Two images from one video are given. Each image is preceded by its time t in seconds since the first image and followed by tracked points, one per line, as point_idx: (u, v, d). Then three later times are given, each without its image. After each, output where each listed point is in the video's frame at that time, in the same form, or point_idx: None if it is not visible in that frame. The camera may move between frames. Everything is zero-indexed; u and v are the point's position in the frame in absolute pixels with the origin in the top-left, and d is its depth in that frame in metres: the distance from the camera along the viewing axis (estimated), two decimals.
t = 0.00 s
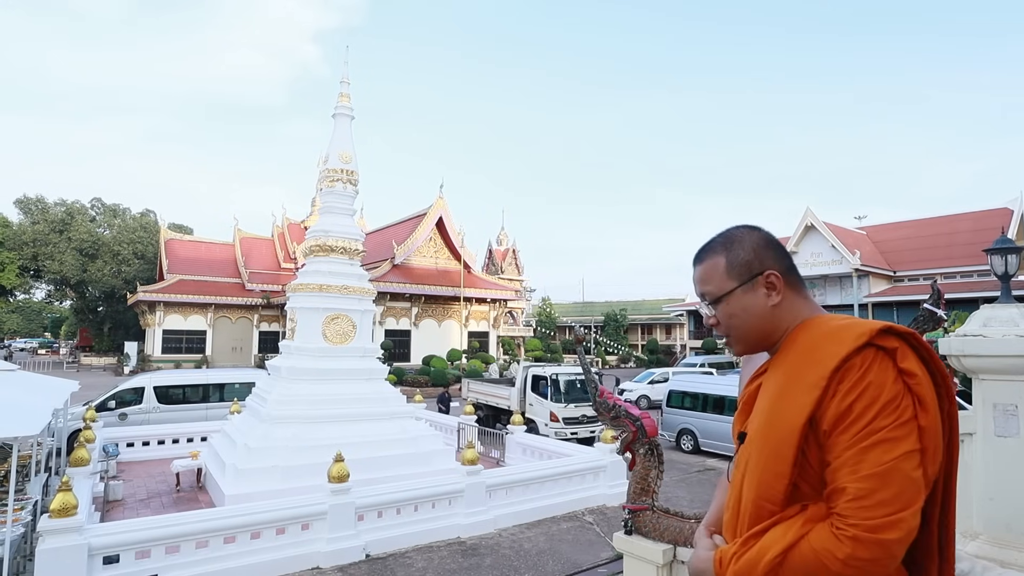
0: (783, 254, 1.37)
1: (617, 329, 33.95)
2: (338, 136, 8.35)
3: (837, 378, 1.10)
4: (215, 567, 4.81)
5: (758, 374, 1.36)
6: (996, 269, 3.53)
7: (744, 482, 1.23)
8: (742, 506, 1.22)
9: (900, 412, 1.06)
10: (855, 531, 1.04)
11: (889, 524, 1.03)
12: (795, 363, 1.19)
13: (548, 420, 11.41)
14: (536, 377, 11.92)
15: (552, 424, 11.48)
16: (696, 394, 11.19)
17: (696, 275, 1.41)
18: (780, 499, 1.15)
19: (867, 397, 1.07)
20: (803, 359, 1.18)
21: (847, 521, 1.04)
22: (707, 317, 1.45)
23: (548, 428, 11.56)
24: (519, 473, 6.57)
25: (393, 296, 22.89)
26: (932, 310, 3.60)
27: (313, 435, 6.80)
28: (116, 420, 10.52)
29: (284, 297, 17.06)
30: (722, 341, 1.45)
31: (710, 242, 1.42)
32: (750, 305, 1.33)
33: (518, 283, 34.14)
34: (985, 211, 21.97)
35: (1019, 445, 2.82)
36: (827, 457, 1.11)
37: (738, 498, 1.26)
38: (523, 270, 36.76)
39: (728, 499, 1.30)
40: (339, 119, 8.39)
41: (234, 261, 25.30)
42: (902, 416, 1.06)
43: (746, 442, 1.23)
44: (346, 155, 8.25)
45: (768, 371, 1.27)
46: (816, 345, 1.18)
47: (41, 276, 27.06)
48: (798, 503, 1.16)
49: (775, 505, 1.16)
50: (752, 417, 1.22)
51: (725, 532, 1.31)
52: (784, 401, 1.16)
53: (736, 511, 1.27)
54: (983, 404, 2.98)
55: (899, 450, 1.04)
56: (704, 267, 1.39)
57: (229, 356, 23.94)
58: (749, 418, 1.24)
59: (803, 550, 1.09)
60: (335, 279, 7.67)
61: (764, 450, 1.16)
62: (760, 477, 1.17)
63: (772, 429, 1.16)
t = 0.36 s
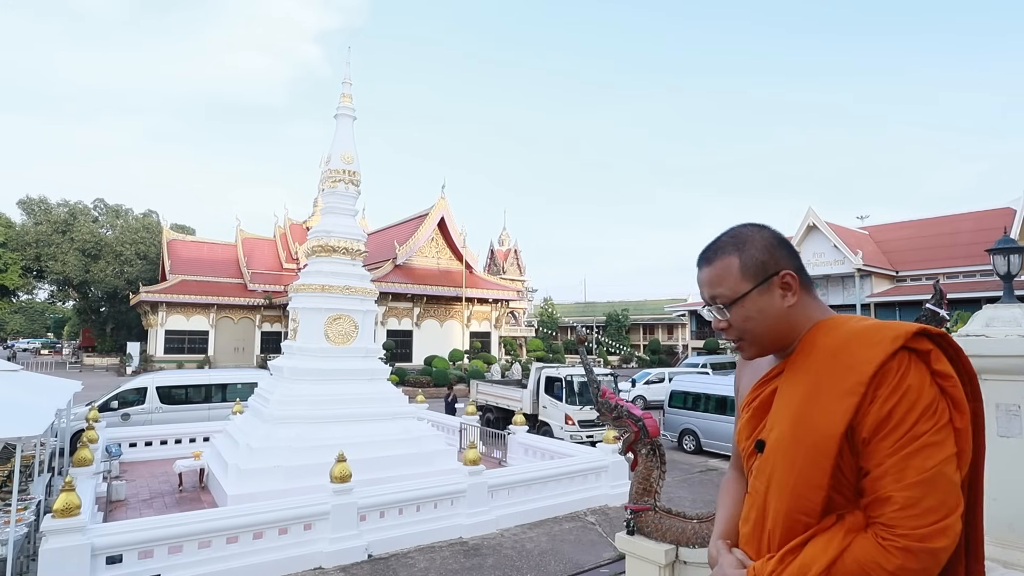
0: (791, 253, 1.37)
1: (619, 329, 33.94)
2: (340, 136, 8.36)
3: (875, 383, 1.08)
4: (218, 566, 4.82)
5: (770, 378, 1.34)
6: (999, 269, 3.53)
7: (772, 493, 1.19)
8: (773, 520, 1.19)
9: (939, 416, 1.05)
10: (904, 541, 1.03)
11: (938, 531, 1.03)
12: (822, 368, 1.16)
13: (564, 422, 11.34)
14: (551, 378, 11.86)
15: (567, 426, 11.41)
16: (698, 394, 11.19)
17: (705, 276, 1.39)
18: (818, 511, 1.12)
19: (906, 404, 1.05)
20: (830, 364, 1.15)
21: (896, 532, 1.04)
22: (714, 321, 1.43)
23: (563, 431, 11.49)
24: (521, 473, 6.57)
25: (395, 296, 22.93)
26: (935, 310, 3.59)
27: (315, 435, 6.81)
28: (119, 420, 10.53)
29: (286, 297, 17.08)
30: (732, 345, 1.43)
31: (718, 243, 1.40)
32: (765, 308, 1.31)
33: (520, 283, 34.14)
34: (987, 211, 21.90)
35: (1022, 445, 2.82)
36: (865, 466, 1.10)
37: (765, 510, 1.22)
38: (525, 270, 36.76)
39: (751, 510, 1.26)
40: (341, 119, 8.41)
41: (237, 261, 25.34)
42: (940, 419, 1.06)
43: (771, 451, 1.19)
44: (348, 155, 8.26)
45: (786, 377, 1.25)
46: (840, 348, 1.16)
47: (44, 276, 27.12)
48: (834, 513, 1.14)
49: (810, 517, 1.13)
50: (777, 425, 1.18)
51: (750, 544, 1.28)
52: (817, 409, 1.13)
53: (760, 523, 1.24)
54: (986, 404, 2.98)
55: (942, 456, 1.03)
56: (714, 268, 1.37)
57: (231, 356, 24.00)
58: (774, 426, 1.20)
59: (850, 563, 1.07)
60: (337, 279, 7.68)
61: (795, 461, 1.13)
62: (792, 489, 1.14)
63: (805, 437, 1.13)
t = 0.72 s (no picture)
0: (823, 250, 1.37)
1: (620, 330, 33.94)
2: (341, 137, 8.37)
3: (918, 388, 1.07)
4: (219, 567, 4.82)
5: (792, 378, 1.32)
6: (1001, 269, 3.52)
7: (797, 497, 1.18)
8: (799, 526, 1.18)
9: (979, 424, 1.06)
10: (941, 549, 1.04)
11: (975, 540, 1.03)
12: (855, 372, 1.16)
13: (581, 426, 11.31)
14: (568, 382, 11.82)
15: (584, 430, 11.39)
16: (699, 395, 11.19)
17: (739, 269, 1.36)
18: (850, 517, 1.12)
19: (949, 411, 1.05)
20: (865, 368, 1.14)
21: (932, 541, 1.04)
22: (740, 316, 1.40)
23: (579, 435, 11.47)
24: (522, 474, 6.57)
25: (396, 297, 22.93)
26: (936, 310, 3.59)
27: (316, 436, 6.81)
28: (120, 421, 10.53)
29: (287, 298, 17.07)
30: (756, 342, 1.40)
31: (751, 235, 1.38)
32: (801, 304, 1.30)
33: (521, 284, 34.14)
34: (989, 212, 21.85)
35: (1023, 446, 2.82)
36: (900, 472, 1.09)
37: (788, 515, 1.21)
38: (526, 271, 36.76)
39: (771, 515, 1.25)
40: (342, 120, 8.42)
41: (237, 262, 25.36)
42: (979, 427, 1.06)
43: (800, 455, 1.18)
44: (349, 156, 8.26)
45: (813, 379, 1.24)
46: (875, 353, 1.16)
47: (45, 278, 27.16)
48: (862, 519, 1.13)
49: (840, 523, 1.13)
50: (807, 428, 1.17)
51: (767, 548, 1.27)
52: (854, 414, 1.12)
53: (781, 528, 1.23)
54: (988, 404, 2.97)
55: (982, 464, 1.04)
56: (750, 259, 1.34)
57: (232, 357, 24.03)
58: (801, 429, 1.19)
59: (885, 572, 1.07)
60: (338, 280, 7.69)
61: (829, 466, 1.12)
62: (824, 495, 1.13)
63: (840, 442, 1.12)
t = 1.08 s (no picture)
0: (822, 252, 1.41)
1: (620, 331, 33.93)
2: (340, 139, 8.38)
3: (904, 382, 1.11)
4: (219, 570, 4.80)
5: (771, 372, 1.33)
6: (1001, 271, 3.52)
7: (786, 491, 1.17)
8: (788, 520, 1.17)
9: (953, 417, 1.11)
10: (927, 535, 1.07)
11: (956, 525, 1.08)
12: (841, 366, 1.18)
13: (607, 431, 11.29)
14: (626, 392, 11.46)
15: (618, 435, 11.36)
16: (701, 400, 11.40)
17: (746, 246, 1.37)
18: (839, 509, 1.13)
19: (931, 404, 1.09)
20: (853, 362, 1.17)
21: (919, 528, 1.07)
22: (732, 295, 1.40)
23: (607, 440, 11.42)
24: (522, 476, 6.56)
25: (396, 299, 22.93)
26: (936, 311, 3.58)
27: (316, 438, 6.80)
28: (119, 424, 10.52)
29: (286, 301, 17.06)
30: (742, 326, 1.40)
31: (761, 219, 1.40)
32: (799, 291, 1.32)
33: (520, 286, 34.14)
34: (988, 213, 21.84)
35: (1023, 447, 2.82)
36: (884, 463, 1.12)
37: (772, 509, 1.21)
38: (525, 273, 36.75)
39: (753, 510, 1.24)
40: (342, 123, 8.43)
41: (237, 264, 25.35)
42: (952, 421, 1.12)
43: (786, 449, 1.17)
44: (349, 158, 8.26)
45: (797, 372, 1.25)
46: (860, 348, 1.18)
47: (45, 280, 27.17)
48: (848, 509, 1.15)
49: (829, 513, 1.13)
50: (795, 422, 1.17)
51: (748, 544, 1.26)
52: (842, 407, 1.14)
53: (766, 523, 1.22)
54: (988, 406, 2.97)
55: (958, 454, 1.09)
56: (759, 238, 1.36)
57: (232, 360, 24.05)
58: (787, 422, 1.19)
59: (876, 559, 1.09)
60: (338, 282, 7.69)
61: (820, 458, 1.13)
62: (814, 487, 1.13)
63: (830, 435, 1.13)
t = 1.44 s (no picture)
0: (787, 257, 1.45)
1: (620, 332, 33.93)
2: (340, 139, 8.38)
3: (858, 382, 1.14)
4: (218, 570, 4.80)
5: (733, 371, 1.34)
6: (1000, 272, 3.52)
7: (747, 485, 1.18)
8: (748, 513, 1.18)
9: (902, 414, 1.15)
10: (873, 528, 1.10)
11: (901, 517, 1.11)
12: (802, 365, 1.20)
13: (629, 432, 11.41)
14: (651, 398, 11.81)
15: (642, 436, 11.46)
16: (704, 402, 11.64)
17: (717, 242, 1.39)
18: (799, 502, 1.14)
19: (882, 403, 1.13)
20: (810, 362, 1.19)
21: (870, 519, 1.09)
22: (699, 290, 1.40)
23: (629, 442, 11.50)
24: (521, 476, 6.56)
25: (396, 299, 22.94)
26: (936, 311, 3.58)
27: (316, 438, 6.80)
28: (119, 424, 10.53)
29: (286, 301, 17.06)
30: (707, 321, 1.41)
31: (733, 218, 1.42)
32: (763, 288, 1.34)
33: (520, 285, 34.15)
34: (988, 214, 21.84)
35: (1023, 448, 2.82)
36: (838, 457, 1.14)
37: (733, 503, 1.21)
38: (525, 273, 36.76)
39: (716, 505, 1.23)
40: (342, 123, 8.43)
41: (237, 265, 25.34)
42: (901, 418, 1.15)
43: (747, 446, 1.18)
44: (349, 159, 8.27)
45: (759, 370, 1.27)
46: (815, 349, 1.21)
47: (44, 280, 27.17)
48: (804, 503, 1.17)
49: (788, 506, 1.15)
50: (756, 418, 1.18)
51: (710, 539, 1.25)
52: (798, 404, 1.16)
53: (727, 518, 1.22)
54: (988, 406, 2.97)
55: (907, 450, 1.13)
56: (730, 235, 1.38)
57: (232, 360, 24.09)
58: (748, 417, 1.20)
59: (832, 551, 1.10)
60: (338, 282, 7.69)
61: (778, 451, 1.14)
62: (773, 481, 1.14)
63: (789, 430, 1.15)
